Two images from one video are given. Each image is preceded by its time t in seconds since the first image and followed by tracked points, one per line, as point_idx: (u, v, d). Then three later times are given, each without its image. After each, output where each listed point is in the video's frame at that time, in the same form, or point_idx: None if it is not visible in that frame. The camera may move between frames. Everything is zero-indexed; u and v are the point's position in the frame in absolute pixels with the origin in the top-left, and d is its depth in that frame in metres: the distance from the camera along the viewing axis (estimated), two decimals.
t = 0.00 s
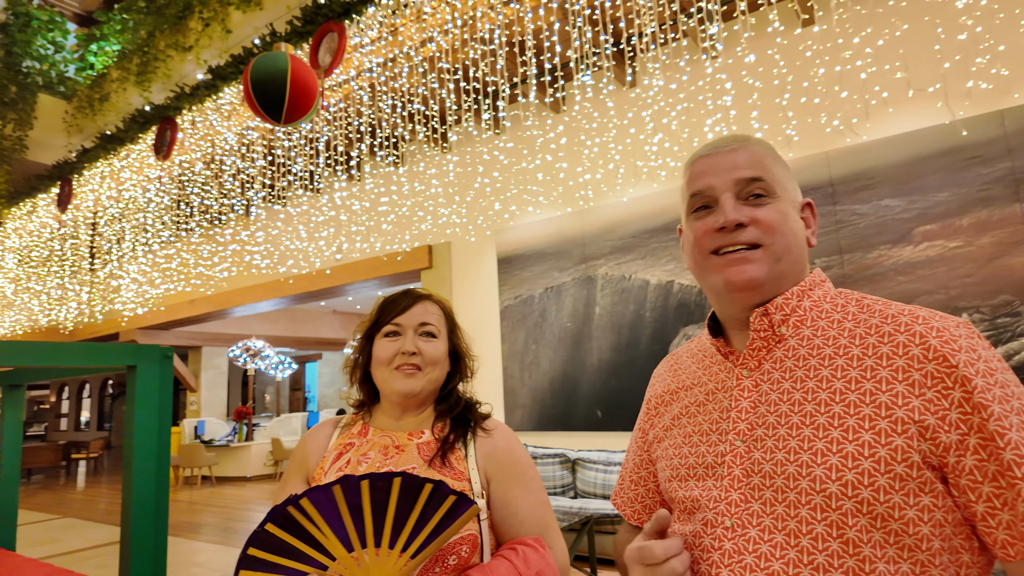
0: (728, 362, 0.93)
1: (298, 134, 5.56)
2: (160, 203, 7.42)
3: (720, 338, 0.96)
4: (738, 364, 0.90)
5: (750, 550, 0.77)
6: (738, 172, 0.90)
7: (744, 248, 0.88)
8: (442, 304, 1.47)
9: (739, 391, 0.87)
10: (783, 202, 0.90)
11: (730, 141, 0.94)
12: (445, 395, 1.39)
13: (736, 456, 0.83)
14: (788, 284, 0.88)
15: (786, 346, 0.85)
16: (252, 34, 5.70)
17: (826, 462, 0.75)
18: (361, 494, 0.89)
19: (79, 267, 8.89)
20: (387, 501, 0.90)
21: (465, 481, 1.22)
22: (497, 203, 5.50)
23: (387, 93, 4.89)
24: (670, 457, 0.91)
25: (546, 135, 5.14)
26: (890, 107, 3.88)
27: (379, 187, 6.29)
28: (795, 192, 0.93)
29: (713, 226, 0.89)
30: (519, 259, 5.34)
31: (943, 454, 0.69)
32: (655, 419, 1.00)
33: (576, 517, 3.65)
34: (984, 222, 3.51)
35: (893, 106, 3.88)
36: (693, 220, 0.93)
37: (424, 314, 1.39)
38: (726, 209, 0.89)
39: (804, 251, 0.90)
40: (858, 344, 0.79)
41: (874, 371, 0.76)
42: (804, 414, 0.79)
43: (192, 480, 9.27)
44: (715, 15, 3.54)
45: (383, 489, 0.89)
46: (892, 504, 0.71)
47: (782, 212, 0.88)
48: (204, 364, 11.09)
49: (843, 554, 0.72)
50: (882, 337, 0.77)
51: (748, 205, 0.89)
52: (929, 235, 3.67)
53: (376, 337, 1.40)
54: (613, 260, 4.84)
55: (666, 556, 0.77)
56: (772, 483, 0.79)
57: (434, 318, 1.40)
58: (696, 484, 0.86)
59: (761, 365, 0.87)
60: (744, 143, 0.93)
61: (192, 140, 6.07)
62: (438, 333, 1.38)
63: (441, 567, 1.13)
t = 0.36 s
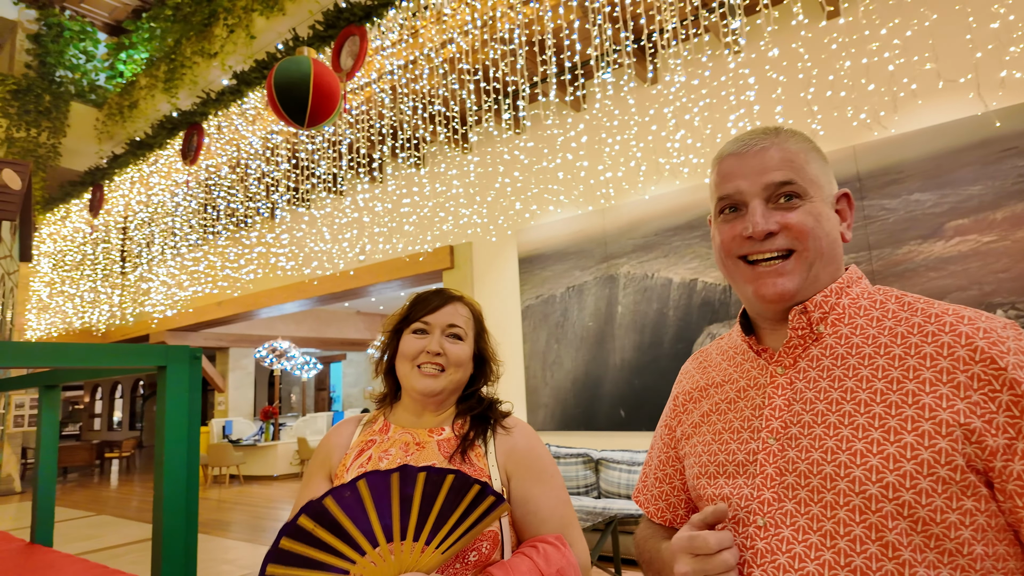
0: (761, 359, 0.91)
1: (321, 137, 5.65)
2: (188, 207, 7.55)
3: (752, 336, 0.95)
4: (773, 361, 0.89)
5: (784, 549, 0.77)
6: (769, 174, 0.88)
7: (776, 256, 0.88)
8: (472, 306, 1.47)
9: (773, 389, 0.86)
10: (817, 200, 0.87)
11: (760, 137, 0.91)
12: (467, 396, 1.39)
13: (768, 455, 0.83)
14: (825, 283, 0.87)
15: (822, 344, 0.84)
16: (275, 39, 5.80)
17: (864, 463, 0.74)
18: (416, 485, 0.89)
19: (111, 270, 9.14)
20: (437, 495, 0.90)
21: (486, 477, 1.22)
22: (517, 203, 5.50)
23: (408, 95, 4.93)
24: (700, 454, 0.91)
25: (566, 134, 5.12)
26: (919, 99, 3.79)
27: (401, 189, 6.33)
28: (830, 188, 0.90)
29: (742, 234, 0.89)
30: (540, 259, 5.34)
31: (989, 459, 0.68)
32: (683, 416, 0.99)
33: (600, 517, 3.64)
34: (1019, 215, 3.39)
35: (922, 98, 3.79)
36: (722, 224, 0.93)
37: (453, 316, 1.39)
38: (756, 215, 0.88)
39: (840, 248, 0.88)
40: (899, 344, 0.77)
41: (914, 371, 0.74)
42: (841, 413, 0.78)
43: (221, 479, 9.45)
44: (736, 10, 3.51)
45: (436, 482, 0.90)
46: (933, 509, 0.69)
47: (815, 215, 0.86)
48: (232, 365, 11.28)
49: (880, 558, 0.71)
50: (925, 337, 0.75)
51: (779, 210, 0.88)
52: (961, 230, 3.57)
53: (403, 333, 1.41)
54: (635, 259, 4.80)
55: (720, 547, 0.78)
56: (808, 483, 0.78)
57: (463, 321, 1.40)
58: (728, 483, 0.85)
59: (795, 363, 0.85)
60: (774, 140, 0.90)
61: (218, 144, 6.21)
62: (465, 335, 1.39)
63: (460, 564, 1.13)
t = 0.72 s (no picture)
0: (779, 353, 0.90)
1: (336, 137, 5.69)
2: (204, 208, 7.63)
3: (770, 329, 0.94)
4: (792, 355, 0.88)
5: (805, 547, 0.76)
6: (792, 161, 0.87)
7: (797, 242, 0.87)
8: (483, 299, 1.48)
9: (792, 384, 0.85)
10: (840, 188, 0.86)
11: (783, 123, 0.90)
12: (480, 391, 1.39)
13: (788, 451, 0.82)
14: (846, 274, 0.86)
15: (843, 337, 0.83)
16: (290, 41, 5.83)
17: (888, 459, 0.73)
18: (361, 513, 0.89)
19: (129, 270, 9.27)
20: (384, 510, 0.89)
21: (498, 473, 1.22)
22: (530, 202, 5.51)
23: (422, 95, 4.93)
24: (717, 450, 0.90)
25: (579, 132, 5.10)
26: (940, 93, 3.72)
27: (414, 188, 6.35)
28: (853, 176, 0.89)
29: (764, 221, 0.88)
30: (553, 257, 5.33)
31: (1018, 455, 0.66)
32: (697, 412, 0.98)
33: (614, 516, 3.63)
34: None
35: (943, 92, 3.71)
36: (742, 211, 0.92)
37: (464, 306, 1.40)
38: (779, 202, 0.87)
39: (862, 238, 0.87)
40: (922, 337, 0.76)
41: (940, 366, 0.73)
42: (863, 409, 0.77)
43: (238, 477, 9.55)
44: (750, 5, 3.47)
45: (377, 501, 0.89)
46: (960, 506, 0.68)
47: (839, 202, 0.85)
48: (248, 364, 11.38)
49: (904, 556, 0.70)
50: (950, 330, 0.74)
51: (801, 197, 0.87)
52: (983, 226, 3.49)
53: (416, 325, 1.41)
54: (650, 257, 4.78)
55: (745, 543, 0.76)
56: (830, 480, 0.77)
57: (474, 311, 1.41)
58: (746, 479, 0.85)
59: (815, 357, 0.84)
60: (798, 126, 0.89)
61: (234, 145, 6.27)
62: (478, 326, 1.40)
63: (474, 559, 1.13)
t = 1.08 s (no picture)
0: (785, 350, 0.90)
1: (345, 137, 5.72)
2: (215, 207, 7.69)
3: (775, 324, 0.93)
4: (798, 351, 0.88)
5: (811, 542, 0.76)
6: (800, 150, 0.87)
7: (804, 230, 0.86)
8: (484, 293, 1.48)
9: (798, 379, 0.85)
10: (847, 179, 0.86)
11: (791, 115, 0.91)
12: (484, 386, 1.40)
13: (794, 446, 0.81)
14: (853, 267, 0.86)
15: (849, 333, 0.82)
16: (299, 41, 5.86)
17: (894, 454, 0.72)
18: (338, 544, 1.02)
19: (141, 269, 9.37)
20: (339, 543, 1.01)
21: (504, 469, 1.22)
22: (538, 200, 5.42)
23: (430, 94, 4.95)
24: (722, 446, 0.90)
25: (587, 130, 5.11)
26: (951, 91, 3.70)
27: (422, 187, 6.37)
28: (859, 169, 0.89)
29: (772, 208, 0.87)
30: (562, 256, 5.34)
31: None
32: (703, 409, 0.98)
33: (621, 515, 3.62)
34: None
35: (955, 90, 3.69)
36: (750, 200, 0.91)
37: (467, 303, 1.41)
38: (787, 189, 0.87)
39: (869, 231, 0.87)
40: (930, 334, 0.75)
41: (947, 361, 0.72)
42: (869, 404, 0.76)
43: (248, 474, 9.61)
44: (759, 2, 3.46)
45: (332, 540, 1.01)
46: (967, 502, 0.68)
47: (846, 191, 0.85)
48: (258, 363, 11.46)
49: (911, 551, 0.70)
50: (958, 326, 0.73)
51: (809, 186, 0.87)
52: (996, 225, 3.45)
53: (420, 321, 1.41)
54: (658, 256, 4.77)
55: (747, 536, 0.76)
56: (836, 475, 0.76)
57: (477, 306, 1.42)
58: (752, 475, 0.84)
59: (821, 354, 0.84)
60: (806, 118, 0.90)
61: (244, 145, 6.32)
62: (481, 321, 1.40)
63: (482, 555, 1.14)
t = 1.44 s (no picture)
0: (785, 347, 0.91)
1: (349, 136, 5.74)
2: (219, 207, 7.72)
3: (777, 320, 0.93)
4: (799, 349, 0.88)
5: (811, 538, 0.76)
6: (809, 143, 0.88)
7: (813, 221, 0.86)
8: (485, 291, 1.49)
9: (799, 376, 0.86)
10: (853, 174, 0.88)
11: (798, 111, 0.92)
12: (485, 383, 1.41)
13: (794, 442, 0.82)
14: (856, 264, 0.86)
15: (850, 332, 0.83)
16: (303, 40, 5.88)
17: (893, 451, 0.73)
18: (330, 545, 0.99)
19: (146, 268, 9.41)
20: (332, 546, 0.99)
21: (507, 465, 1.23)
22: (542, 200, 5.43)
23: (434, 93, 4.97)
24: (724, 443, 0.90)
25: (591, 129, 5.10)
26: (956, 90, 3.70)
27: (426, 186, 6.38)
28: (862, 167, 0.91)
29: (781, 198, 0.87)
30: (565, 255, 5.34)
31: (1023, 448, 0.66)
32: (704, 406, 0.98)
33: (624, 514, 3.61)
34: None
35: (960, 89, 3.69)
36: (758, 191, 0.91)
37: (468, 301, 1.41)
38: (798, 179, 0.87)
39: (871, 228, 0.88)
40: (930, 332, 0.76)
41: (947, 359, 0.73)
42: (870, 401, 0.77)
43: (252, 472, 9.65)
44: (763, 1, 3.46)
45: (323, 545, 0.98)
46: (965, 498, 0.68)
47: (854, 185, 0.86)
48: (262, 361, 11.49)
49: (909, 546, 0.70)
50: (957, 325, 0.74)
51: (818, 178, 0.87)
52: (1001, 224, 3.44)
53: (420, 320, 1.42)
54: (661, 255, 4.77)
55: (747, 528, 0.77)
56: (836, 472, 0.77)
57: (478, 304, 1.43)
58: (753, 471, 0.85)
59: (822, 351, 0.85)
60: (813, 114, 0.91)
61: (249, 144, 6.35)
62: (481, 319, 1.41)
63: (485, 551, 1.15)
